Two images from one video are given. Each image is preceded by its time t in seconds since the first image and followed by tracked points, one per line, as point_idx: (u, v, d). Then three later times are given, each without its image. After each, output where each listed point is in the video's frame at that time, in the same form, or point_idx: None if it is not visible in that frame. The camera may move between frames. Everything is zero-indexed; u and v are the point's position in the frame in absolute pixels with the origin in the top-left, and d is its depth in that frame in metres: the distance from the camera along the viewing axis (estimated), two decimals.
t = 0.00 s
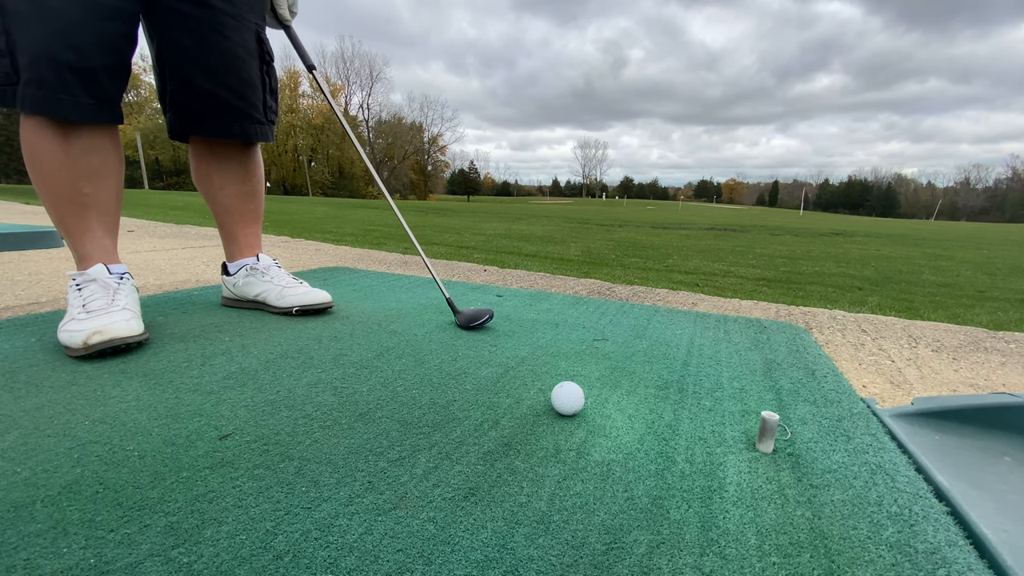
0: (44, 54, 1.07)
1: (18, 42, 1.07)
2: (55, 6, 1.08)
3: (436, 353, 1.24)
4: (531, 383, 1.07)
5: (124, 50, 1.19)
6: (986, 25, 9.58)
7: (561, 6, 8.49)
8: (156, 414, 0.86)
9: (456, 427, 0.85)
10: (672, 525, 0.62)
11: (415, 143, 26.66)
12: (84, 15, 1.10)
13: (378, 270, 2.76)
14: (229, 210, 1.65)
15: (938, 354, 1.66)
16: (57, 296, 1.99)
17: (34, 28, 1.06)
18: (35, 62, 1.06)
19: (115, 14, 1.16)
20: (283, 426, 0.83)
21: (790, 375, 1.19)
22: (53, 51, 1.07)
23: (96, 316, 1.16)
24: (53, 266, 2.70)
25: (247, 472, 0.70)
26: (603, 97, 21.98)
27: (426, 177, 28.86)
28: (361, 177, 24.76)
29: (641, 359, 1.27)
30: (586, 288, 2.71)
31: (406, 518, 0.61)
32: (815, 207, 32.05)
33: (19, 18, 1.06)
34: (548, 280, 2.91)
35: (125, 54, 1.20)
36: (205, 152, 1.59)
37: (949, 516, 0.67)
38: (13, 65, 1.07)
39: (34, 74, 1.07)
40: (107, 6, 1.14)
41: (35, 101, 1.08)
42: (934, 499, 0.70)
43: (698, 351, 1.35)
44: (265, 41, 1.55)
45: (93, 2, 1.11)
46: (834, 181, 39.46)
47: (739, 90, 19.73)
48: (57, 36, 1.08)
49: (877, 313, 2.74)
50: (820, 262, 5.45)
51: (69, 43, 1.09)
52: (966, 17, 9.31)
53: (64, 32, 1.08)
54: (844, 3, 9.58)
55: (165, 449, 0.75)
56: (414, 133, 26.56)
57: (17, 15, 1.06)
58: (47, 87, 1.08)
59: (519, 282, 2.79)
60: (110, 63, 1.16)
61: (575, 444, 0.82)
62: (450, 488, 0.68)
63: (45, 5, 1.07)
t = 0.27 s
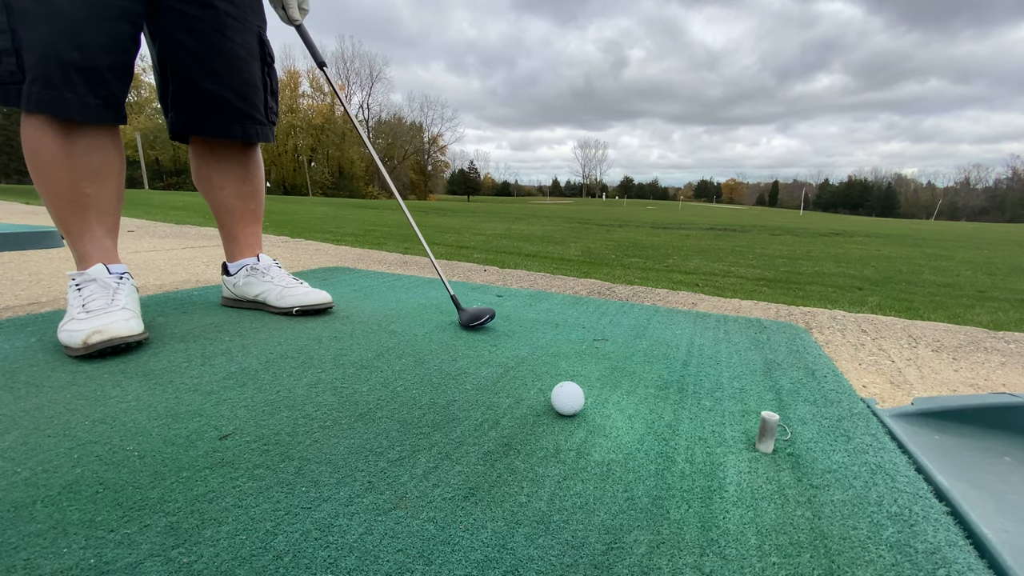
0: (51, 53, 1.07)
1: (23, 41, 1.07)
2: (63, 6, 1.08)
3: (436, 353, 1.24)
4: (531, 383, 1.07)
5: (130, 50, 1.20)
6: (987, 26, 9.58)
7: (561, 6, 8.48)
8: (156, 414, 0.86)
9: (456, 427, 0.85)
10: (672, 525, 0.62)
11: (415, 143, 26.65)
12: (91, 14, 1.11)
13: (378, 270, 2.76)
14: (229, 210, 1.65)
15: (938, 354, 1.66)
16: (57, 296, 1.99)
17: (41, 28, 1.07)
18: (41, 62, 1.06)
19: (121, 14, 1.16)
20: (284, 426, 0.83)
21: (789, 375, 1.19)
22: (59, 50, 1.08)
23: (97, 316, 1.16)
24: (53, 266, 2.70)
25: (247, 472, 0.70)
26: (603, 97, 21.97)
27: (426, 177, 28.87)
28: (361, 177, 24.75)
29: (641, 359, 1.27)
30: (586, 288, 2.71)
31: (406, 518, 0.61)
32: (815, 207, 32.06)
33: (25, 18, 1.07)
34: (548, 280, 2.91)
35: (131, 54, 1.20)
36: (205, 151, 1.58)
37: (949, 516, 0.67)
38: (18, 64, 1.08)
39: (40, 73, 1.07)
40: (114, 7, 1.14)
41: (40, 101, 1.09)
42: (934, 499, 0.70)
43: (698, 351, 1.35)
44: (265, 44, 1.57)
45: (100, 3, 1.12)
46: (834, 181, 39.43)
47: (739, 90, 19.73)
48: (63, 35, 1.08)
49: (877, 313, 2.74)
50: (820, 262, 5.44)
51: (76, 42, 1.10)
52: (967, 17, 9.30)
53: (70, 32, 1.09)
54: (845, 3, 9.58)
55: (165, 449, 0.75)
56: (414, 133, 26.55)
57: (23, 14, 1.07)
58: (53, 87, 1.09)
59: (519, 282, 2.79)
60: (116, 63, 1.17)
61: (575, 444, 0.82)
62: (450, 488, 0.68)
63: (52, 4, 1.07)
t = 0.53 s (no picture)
0: (80, 51, 1.07)
1: (45, 37, 1.04)
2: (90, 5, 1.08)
3: (436, 353, 1.24)
4: (531, 383, 1.07)
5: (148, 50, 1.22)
6: (989, 25, 9.56)
7: (561, 6, 8.47)
8: (156, 414, 0.86)
9: (456, 427, 0.85)
10: (671, 525, 0.62)
11: (415, 143, 26.65)
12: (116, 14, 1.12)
13: (378, 270, 2.76)
14: (235, 210, 1.64)
15: (938, 355, 1.66)
16: (57, 296, 1.99)
17: (67, 25, 1.06)
18: (71, 60, 1.06)
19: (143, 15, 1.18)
20: (283, 426, 0.84)
21: (790, 375, 1.19)
22: (89, 48, 1.08)
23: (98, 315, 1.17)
24: (53, 266, 2.70)
25: (247, 472, 0.70)
26: (603, 97, 21.97)
27: (426, 177, 28.88)
28: (360, 177, 24.75)
29: (641, 359, 1.27)
30: (586, 288, 2.71)
31: (406, 518, 0.61)
32: (815, 207, 32.06)
33: (46, 12, 1.04)
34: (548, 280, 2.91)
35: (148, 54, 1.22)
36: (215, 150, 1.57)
37: (949, 516, 0.67)
38: (34, 59, 1.04)
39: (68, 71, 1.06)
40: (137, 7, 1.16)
41: (66, 98, 1.08)
42: (934, 499, 0.70)
43: (698, 351, 1.35)
44: (274, 44, 1.60)
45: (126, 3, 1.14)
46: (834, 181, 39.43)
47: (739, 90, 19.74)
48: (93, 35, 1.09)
49: (877, 313, 2.74)
50: (820, 262, 5.44)
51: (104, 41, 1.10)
52: (969, 17, 9.28)
53: (99, 31, 1.10)
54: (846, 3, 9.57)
55: (165, 449, 0.75)
56: (414, 133, 26.55)
57: (43, 8, 1.04)
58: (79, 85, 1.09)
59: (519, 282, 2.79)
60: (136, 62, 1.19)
61: (575, 444, 0.82)
62: (450, 488, 0.68)
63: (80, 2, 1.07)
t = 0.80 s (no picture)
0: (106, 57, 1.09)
1: (68, 37, 1.04)
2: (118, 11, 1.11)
3: (436, 353, 1.24)
4: (531, 383, 1.08)
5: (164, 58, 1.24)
6: (989, 26, 9.54)
7: (562, 5, 8.47)
8: (156, 414, 0.86)
9: (456, 427, 0.85)
10: (672, 526, 0.62)
11: (415, 143, 26.64)
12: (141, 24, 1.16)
13: (378, 270, 2.76)
14: (273, 206, 1.71)
15: (938, 354, 1.66)
16: (56, 296, 1.99)
17: (93, 29, 1.07)
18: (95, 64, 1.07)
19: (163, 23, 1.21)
20: (284, 426, 0.84)
21: (790, 375, 1.19)
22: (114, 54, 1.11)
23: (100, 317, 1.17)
24: (52, 266, 2.70)
25: (247, 472, 0.70)
26: (603, 97, 21.98)
27: (426, 177, 28.88)
28: (360, 177, 24.74)
29: (641, 359, 1.27)
30: (586, 288, 2.71)
31: (406, 518, 0.61)
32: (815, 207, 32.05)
33: (71, 13, 1.04)
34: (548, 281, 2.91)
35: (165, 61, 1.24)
36: (251, 150, 1.61)
37: (949, 516, 0.67)
38: (54, 58, 1.03)
39: (92, 75, 1.07)
40: (159, 15, 1.20)
41: (93, 102, 1.09)
42: (934, 499, 0.70)
43: (698, 351, 1.35)
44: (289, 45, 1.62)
45: (151, 13, 1.18)
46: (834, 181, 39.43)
47: (739, 90, 19.74)
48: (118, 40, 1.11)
49: (877, 313, 2.74)
50: (821, 262, 5.44)
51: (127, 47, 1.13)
52: (969, 17, 9.27)
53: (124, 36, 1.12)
54: (847, 3, 9.56)
55: (165, 449, 0.75)
56: (414, 133, 26.54)
57: (68, 8, 1.04)
58: (101, 89, 1.10)
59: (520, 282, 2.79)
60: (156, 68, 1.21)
61: (575, 444, 0.82)
62: (450, 488, 0.68)
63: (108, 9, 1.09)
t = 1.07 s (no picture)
0: (100, 40, 1.11)
1: (71, 25, 1.08)
2: None
3: (436, 353, 1.24)
4: (531, 383, 1.07)
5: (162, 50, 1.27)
6: (990, 25, 9.54)
7: (563, 5, 8.46)
8: (156, 414, 0.86)
9: (456, 427, 0.85)
10: (672, 526, 0.62)
11: (415, 143, 26.64)
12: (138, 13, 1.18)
13: (378, 270, 2.76)
14: (281, 211, 1.72)
15: (938, 354, 1.66)
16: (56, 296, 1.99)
17: (92, 15, 1.10)
18: (91, 47, 1.09)
19: (160, 15, 1.24)
20: (284, 426, 0.84)
21: (790, 375, 1.19)
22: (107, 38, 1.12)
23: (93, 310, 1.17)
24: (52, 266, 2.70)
25: (247, 472, 0.70)
26: (603, 97, 21.97)
27: (426, 177, 28.88)
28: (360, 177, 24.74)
29: (641, 359, 1.27)
30: (586, 288, 2.71)
31: (406, 518, 0.61)
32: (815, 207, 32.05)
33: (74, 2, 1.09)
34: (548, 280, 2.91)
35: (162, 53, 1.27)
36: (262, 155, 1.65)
37: (949, 516, 0.67)
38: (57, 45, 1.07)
39: (87, 58, 1.09)
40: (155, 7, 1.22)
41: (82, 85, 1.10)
42: (934, 499, 0.70)
43: (698, 351, 1.35)
44: (300, 57, 1.62)
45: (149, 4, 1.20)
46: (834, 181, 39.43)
47: (739, 90, 19.73)
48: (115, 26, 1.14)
49: (877, 313, 2.74)
50: (821, 262, 5.44)
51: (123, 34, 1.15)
52: (970, 17, 9.26)
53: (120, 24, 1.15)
54: (847, 3, 9.56)
55: (165, 449, 0.75)
56: (414, 133, 26.54)
57: None
58: (97, 73, 1.11)
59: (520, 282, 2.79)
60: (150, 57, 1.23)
61: (575, 444, 0.82)
62: (450, 488, 0.68)
63: None
